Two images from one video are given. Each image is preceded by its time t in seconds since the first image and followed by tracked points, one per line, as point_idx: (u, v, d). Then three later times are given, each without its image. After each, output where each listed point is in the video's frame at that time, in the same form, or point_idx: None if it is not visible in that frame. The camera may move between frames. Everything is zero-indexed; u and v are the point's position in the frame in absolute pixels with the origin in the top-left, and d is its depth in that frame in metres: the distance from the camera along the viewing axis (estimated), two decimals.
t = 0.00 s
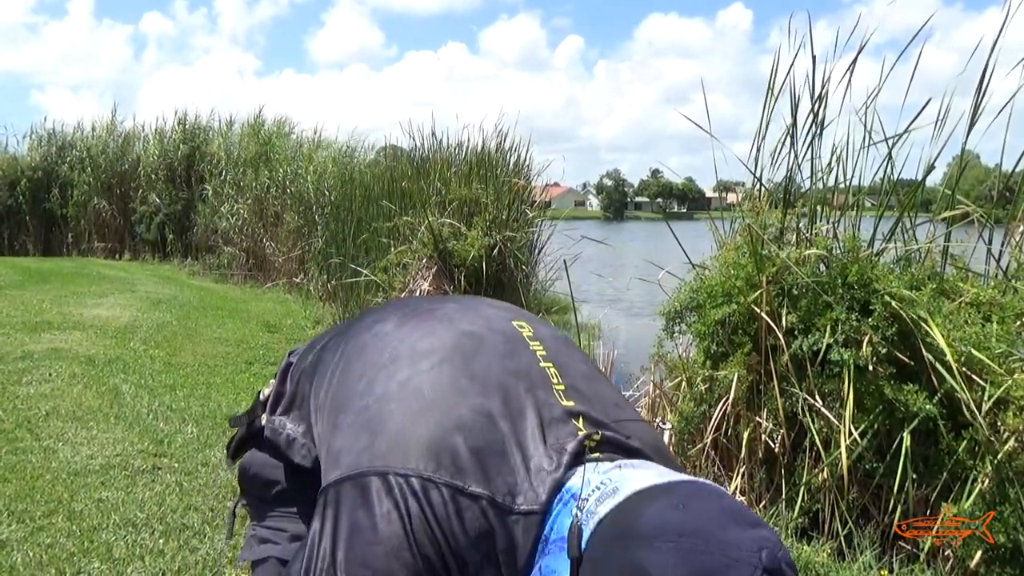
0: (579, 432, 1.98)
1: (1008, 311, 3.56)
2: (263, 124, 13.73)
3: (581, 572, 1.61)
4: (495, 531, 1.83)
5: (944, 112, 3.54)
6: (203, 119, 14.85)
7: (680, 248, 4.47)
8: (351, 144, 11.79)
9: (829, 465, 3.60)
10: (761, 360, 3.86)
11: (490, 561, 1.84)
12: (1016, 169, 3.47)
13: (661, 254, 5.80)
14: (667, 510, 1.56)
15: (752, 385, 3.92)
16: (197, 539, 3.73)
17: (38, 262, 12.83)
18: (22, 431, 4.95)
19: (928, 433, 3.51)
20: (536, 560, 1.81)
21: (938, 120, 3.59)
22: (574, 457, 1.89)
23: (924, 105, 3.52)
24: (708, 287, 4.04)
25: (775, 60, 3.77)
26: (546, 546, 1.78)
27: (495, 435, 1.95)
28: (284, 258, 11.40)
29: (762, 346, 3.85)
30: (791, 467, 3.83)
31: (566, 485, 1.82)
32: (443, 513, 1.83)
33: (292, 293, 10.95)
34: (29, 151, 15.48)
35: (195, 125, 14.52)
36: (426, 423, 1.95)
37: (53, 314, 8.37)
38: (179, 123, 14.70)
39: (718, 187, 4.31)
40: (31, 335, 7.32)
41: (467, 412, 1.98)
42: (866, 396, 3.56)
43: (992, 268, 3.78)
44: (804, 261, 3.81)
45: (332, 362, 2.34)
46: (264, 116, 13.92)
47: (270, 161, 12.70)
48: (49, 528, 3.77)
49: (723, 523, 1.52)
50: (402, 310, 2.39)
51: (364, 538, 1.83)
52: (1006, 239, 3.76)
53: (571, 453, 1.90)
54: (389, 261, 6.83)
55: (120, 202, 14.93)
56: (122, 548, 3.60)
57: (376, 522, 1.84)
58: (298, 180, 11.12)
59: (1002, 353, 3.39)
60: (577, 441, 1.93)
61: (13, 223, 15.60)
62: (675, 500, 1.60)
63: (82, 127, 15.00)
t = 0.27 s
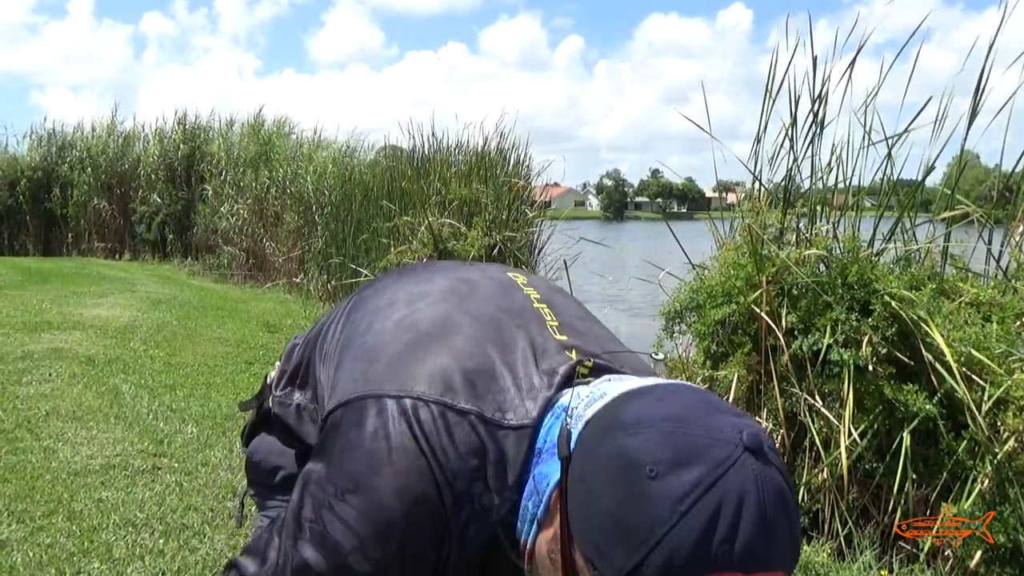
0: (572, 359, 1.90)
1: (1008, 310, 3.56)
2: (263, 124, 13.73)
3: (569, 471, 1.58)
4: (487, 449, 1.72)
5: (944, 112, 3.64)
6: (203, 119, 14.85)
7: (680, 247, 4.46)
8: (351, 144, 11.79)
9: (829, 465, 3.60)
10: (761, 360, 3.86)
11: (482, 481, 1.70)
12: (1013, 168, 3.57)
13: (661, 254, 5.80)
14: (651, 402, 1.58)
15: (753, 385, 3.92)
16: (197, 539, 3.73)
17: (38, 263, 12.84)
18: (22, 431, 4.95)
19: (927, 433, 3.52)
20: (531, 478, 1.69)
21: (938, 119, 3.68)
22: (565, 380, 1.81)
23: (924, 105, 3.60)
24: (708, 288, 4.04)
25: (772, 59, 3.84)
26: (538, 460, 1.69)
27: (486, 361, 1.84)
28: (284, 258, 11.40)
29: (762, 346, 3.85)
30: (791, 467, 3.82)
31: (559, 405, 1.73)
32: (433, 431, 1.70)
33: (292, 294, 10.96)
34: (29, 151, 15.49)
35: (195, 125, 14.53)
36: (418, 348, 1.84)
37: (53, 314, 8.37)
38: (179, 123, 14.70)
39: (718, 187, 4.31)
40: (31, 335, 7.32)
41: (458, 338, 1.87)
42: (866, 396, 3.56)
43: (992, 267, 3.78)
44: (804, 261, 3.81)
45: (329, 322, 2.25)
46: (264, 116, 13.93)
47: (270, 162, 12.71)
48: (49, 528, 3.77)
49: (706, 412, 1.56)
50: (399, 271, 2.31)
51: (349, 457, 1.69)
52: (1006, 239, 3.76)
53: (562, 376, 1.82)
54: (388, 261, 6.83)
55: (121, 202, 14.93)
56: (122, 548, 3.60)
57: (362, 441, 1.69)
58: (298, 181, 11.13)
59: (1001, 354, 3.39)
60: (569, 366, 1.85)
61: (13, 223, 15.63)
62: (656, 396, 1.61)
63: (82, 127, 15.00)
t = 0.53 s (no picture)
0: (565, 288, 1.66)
1: (1008, 311, 3.57)
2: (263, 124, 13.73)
3: (559, 367, 1.35)
4: (469, 363, 1.52)
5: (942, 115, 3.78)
6: (203, 119, 14.86)
7: (680, 247, 4.44)
8: (351, 144, 11.80)
9: (829, 465, 3.61)
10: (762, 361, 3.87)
11: (462, 396, 1.50)
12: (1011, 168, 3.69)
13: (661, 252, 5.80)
14: (636, 292, 1.36)
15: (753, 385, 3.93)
16: (197, 539, 3.73)
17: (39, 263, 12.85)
18: (22, 431, 4.95)
19: (927, 434, 3.51)
20: (518, 391, 1.48)
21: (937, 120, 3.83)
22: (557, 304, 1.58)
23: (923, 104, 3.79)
24: (708, 288, 4.05)
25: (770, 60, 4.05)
26: (527, 370, 1.47)
27: (479, 286, 1.64)
28: (284, 258, 11.41)
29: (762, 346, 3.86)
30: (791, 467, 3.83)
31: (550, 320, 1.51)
32: (414, 346, 1.52)
33: (293, 294, 10.97)
34: (29, 151, 15.51)
35: (195, 125, 14.54)
36: (410, 273, 1.67)
37: (53, 314, 8.38)
38: (179, 123, 14.71)
39: (718, 187, 4.31)
40: (32, 335, 7.33)
41: (454, 264, 1.69)
42: (866, 396, 3.56)
43: (992, 267, 3.78)
44: (804, 261, 3.82)
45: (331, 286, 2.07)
46: (264, 116, 13.93)
47: (270, 161, 12.72)
48: (49, 528, 3.77)
49: (696, 300, 1.34)
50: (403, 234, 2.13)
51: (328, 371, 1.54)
52: (1006, 239, 3.75)
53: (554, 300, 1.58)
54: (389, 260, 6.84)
55: (121, 202, 14.95)
56: (122, 548, 3.60)
57: (342, 357, 1.54)
58: (298, 181, 11.14)
59: (1001, 353, 3.39)
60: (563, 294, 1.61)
61: (14, 223, 15.66)
62: (642, 288, 1.39)
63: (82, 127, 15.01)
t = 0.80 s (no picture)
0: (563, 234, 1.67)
1: (1008, 311, 3.56)
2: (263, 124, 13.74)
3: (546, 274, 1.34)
4: (462, 289, 1.52)
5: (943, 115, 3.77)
6: (203, 119, 14.87)
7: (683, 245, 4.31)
8: (351, 145, 11.80)
9: (829, 465, 3.60)
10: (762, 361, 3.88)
11: (451, 318, 1.49)
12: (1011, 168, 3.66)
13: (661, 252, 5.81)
14: (623, 206, 1.37)
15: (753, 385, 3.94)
16: (197, 539, 3.73)
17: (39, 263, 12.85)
18: (22, 431, 4.95)
19: (927, 434, 3.51)
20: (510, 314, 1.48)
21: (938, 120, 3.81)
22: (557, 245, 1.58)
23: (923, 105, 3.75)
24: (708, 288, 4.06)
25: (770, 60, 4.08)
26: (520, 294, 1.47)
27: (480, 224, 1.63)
28: (284, 259, 11.41)
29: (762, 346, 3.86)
30: (791, 467, 3.83)
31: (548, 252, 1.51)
32: (409, 266, 1.50)
33: (292, 294, 10.97)
34: (29, 151, 15.52)
35: (195, 126, 14.54)
36: (413, 209, 1.66)
37: (53, 314, 8.38)
38: (179, 123, 14.72)
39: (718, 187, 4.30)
40: (32, 335, 7.33)
41: (457, 207, 1.68)
42: (866, 397, 3.57)
43: (992, 268, 3.78)
44: (804, 262, 3.82)
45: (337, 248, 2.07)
46: (263, 116, 13.93)
47: (270, 162, 12.73)
48: (49, 528, 3.77)
49: (682, 211, 1.34)
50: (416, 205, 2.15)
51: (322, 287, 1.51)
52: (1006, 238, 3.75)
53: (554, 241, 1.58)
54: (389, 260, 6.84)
55: (121, 202, 14.96)
56: (122, 548, 3.60)
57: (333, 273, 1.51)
58: (298, 181, 11.14)
59: (1001, 353, 3.38)
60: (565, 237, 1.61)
61: (13, 223, 15.67)
62: (627, 204, 1.39)
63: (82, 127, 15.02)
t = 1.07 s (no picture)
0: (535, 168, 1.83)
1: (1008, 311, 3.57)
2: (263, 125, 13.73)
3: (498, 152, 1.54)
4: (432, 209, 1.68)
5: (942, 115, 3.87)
6: (203, 120, 14.86)
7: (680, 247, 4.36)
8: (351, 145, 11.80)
9: (829, 465, 3.59)
10: (762, 360, 3.86)
11: (425, 229, 1.65)
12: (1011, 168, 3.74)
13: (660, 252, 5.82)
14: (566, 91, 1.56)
15: (753, 385, 3.93)
16: (197, 539, 3.73)
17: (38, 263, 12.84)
18: (22, 431, 4.95)
19: (927, 433, 3.51)
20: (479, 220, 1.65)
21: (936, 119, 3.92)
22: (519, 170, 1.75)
23: (922, 105, 3.87)
24: (709, 288, 4.06)
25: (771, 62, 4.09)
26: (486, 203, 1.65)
27: (446, 167, 1.80)
28: (284, 259, 11.41)
29: (762, 347, 3.85)
30: (790, 466, 3.83)
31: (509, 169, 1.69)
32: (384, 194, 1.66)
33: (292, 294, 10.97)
34: (29, 150, 15.52)
35: (195, 126, 14.54)
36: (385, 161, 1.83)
37: (52, 314, 8.38)
38: (179, 123, 14.71)
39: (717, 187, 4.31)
40: (31, 335, 7.32)
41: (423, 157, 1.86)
42: (865, 396, 3.56)
43: (992, 268, 3.77)
44: (804, 262, 3.82)
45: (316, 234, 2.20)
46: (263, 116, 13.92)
47: (270, 162, 12.73)
48: (49, 528, 3.77)
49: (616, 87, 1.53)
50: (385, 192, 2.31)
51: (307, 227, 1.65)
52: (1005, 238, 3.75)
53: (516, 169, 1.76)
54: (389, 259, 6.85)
55: (121, 202, 14.95)
56: (122, 548, 3.60)
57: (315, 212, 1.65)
58: (298, 181, 11.15)
59: (1000, 353, 3.39)
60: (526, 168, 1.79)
61: (13, 223, 15.66)
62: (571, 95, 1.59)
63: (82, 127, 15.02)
